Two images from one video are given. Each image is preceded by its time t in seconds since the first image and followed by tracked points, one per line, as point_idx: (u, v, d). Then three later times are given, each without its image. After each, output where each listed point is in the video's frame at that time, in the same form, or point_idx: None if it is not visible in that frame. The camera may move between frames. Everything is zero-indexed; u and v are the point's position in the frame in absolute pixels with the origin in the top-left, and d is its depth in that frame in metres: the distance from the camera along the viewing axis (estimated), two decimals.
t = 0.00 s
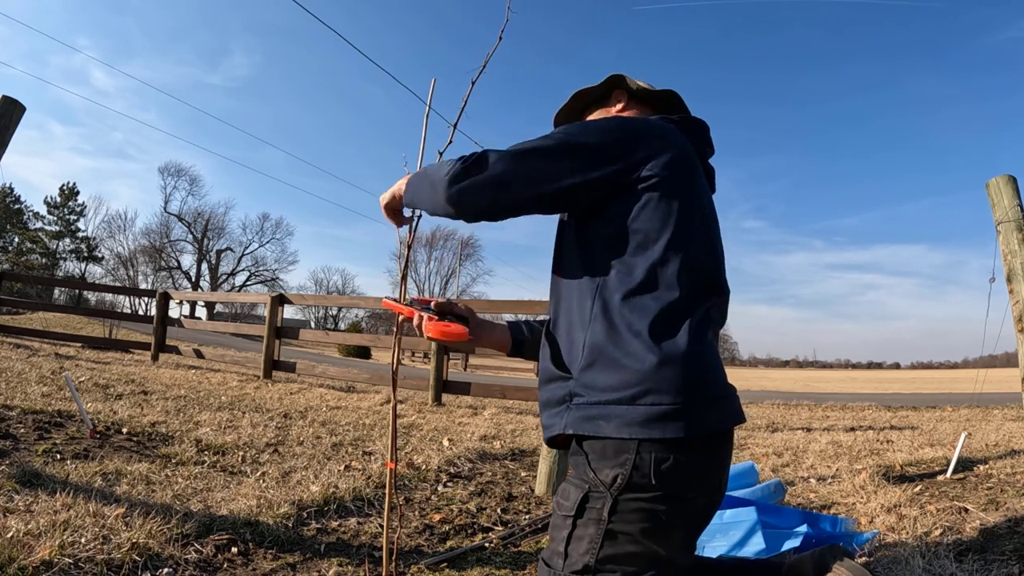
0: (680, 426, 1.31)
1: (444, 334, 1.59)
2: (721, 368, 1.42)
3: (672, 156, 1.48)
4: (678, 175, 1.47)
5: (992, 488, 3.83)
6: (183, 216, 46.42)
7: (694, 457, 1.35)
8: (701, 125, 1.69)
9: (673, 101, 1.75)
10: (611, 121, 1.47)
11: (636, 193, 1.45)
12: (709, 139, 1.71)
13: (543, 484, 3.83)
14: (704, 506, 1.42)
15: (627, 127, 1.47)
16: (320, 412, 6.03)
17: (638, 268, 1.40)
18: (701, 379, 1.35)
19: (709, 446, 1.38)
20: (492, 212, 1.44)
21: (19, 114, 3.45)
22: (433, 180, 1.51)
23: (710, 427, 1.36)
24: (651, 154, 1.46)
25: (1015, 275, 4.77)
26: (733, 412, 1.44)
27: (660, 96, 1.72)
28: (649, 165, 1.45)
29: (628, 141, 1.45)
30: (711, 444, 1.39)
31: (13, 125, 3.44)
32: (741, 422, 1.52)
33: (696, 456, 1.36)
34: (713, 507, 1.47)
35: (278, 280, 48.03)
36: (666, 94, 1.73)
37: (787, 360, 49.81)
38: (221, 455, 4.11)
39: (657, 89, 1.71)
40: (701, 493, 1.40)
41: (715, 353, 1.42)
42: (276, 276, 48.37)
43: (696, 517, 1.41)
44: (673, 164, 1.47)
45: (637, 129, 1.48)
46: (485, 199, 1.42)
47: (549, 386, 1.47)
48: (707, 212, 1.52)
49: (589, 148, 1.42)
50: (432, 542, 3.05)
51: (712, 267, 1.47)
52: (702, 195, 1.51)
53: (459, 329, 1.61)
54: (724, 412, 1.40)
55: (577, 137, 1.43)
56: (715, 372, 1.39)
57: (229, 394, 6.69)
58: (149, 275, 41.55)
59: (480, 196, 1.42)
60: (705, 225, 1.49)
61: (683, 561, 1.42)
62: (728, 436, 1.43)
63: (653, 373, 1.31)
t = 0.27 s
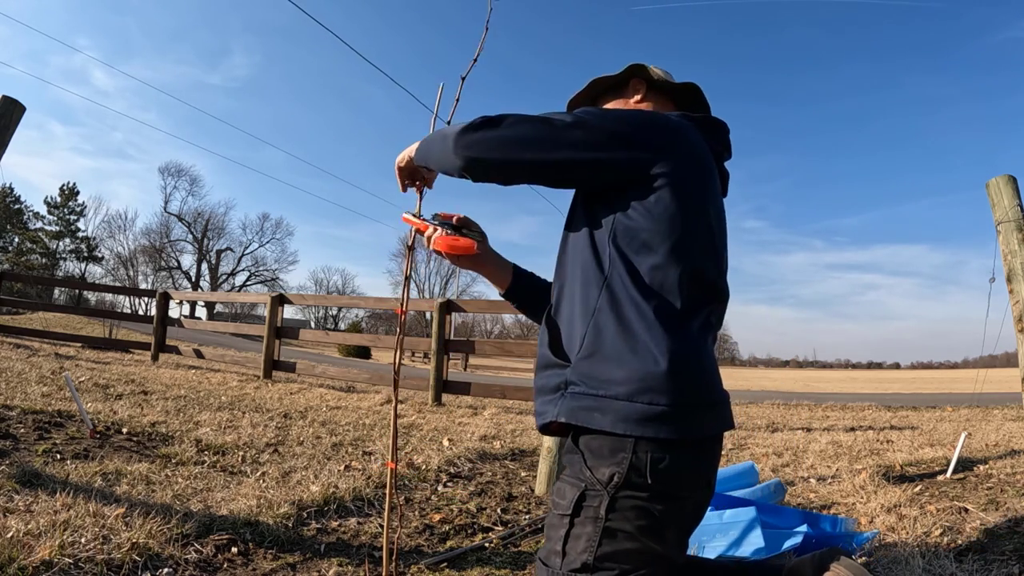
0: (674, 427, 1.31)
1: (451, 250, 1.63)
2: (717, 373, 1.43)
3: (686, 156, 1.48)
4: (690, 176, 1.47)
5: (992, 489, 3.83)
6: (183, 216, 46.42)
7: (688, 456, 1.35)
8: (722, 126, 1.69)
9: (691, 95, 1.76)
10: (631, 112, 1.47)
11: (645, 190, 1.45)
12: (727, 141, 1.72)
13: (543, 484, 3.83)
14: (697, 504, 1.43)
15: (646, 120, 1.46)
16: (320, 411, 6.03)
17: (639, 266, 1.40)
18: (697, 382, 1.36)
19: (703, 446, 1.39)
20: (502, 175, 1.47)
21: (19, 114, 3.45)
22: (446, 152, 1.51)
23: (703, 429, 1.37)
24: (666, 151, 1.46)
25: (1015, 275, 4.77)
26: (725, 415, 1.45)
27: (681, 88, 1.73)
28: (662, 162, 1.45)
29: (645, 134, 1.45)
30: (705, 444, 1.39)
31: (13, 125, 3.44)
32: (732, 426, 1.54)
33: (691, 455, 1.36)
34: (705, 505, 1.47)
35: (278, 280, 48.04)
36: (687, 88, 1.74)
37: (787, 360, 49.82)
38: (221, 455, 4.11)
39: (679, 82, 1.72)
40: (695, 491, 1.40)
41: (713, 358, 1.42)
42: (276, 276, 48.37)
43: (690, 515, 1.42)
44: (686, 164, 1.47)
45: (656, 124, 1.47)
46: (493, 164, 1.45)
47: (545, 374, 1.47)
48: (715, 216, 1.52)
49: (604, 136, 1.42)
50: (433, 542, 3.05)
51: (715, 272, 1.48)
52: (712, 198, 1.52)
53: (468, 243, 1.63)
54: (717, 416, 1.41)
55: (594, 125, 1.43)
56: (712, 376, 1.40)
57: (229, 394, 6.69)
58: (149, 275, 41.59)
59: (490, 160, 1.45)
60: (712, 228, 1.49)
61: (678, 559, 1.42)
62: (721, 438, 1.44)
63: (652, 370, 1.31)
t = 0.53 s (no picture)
0: (671, 427, 1.31)
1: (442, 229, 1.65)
2: (717, 374, 1.43)
3: (690, 157, 1.47)
4: (693, 177, 1.47)
5: (992, 489, 3.83)
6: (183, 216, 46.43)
7: (686, 457, 1.35)
8: (730, 127, 1.70)
9: (701, 94, 1.76)
10: (637, 112, 1.46)
11: (648, 190, 1.45)
12: (734, 142, 1.72)
13: (543, 484, 3.82)
14: (695, 504, 1.43)
15: (651, 120, 1.46)
16: (320, 411, 6.03)
17: (640, 266, 1.41)
18: (695, 383, 1.36)
19: (702, 447, 1.39)
20: (506, 174, 1.47)
21: (19, 114, 3.45)
22: (450, 149, 1.51)
23: (702, 430, 1.37)
24: (670, 151, 1.45)
25: (1015, 275, 4.77)
26: (723, 417, 1.45)
27: (693, 86, 1.73)
28: (665, 163, 1.45)
29: (650, 134, 1.44)
30: (703, 445, 1.40)
31: (13, 125, 3.44)
32: (730, 428, 1.54)
33: (689, 455, 1.36)
34: (703, 505, 1.47)
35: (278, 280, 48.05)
36: (698, 86, 1.74)
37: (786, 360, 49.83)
38: (221, 455, 4.11)
39: (691, 80, 1.72)
40: (693, 491, 1.40)
41: (712, 360, 1.43)
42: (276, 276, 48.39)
43: (688, 515, 1.42)
44: (689, 165, 1.47)
45: (661, 124, 1.47)
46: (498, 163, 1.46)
47: (544, 371, 1.47)
48: (718, 217, 1.52)
49: (609, 136, 1.42)
50: (433, 542, 3.05)
51: (715, 274, 1.48)
52: (715, 200, 1.51)
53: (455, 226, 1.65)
54: (715, 417, 1.42)
55: (598, 125, 1.42)
56: (710, 378, 1.40)
57: (229, 394, 6.69)
58: (149, 275, 41.59)
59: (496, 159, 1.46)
60: (713, 230, 1.49)
61: (676, 559, 1.42)
62: (719, 439, 1.44)
63: (651, 371, 1.31)
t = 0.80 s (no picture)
0: (673, 423, 1.31)
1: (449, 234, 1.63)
2: (718, 372, 1.42)
3: (689, 154, 1.47)
4: (693, 175, 1.47)
5: (992, 489, 3.83)
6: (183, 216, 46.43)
7: (687, 456, 1.35)
8: (732, 124, 1.70)
9: (707, 96, 1.75)
10: (633, 112, 1.46)
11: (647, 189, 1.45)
12: (736, 138, 1.72)
13: (543, 484, 3.82)
14: (696, 505, 1.43)
15: (648, 119, 1.46)
16: (320, 411, 6.03)
17: (640, 264, 1.41)
18: (697, 380, 1.35)
19: (703, 447, 1.39)
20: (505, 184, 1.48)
21: (19, 114, 3.45)
22: (445, 168, 1.52)
23: (704, 430, 1.37)
24: (668, 149, 1.45)
25: (1015, 275, 4.77)
26: (725, 417, 1.45)
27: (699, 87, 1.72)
28: (663, 161, 1.45)
29: (647, 133, 1.44)
30: (705, 445, 1.39)
31: (13, 125, 3.44)
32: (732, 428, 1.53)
33: (690, 455, 1.36)
34: (705, 506, 1.47)
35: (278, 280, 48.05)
36: (704, 87, 1.73)
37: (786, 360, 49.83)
38: (221, 455, 4.11)
39: (698, 81, 1.72)
40: (694, 492, 1.40)
41: (714, 357, 1.42)
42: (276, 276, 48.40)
43: (689, 515, 1.42)
44: (688, 162, 1.46)
45: (658, 122, 1.47)
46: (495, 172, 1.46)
47: (546, 370, 1.47)
48: (718, 214, 1.52)
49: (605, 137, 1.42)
50: (433, 542, 3.05)
51: (716, 272, 1.48)
52: (715, 196, 1.51)
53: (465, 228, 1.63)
54: (717, 416, 1.41)
55: (593, 130, 1.43)
56: (713, 375, 1.40)
57: (229, 394, 6.69)
58: (149, 276, 41.60)
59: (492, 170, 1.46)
60: (714, 226, 1.49)
61: (677, 559, 1.42)
62: (721, 439, 1.44)
63: (651, 368, 1.31)
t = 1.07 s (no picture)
0: (673, 426, 1.31)
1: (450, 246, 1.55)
2: (717, 372, 1.42)
3: (681, 156, 1.47)
4: (686, 176, 1.46)
5: (991, 488, 3.83)
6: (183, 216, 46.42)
7: (688, 457, 1.35)
8: (724, 120, 1.70)
9: (700, 96, 1.75)
10: (620, 118, 1.47)
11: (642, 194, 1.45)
12: (728, 134, 1.72)
13: (543, 484, 3.82)
14: (697, 505, 1.43)
15: (636, 124, 1.46)
16: (320, 412, 6.02)
17: (635, 269, 1.41)
18: (696, 381, 1.35)
19: (703, 448, 1.39)
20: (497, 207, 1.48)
21: (19, 114, 3.45)
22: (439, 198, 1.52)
23: (704, 432, 1.37)
24: (659, 152, 1.45)
25: (1015, 275, 4.77)
26: (725, 418, 1.45)
27: (690, 86, 1.73)
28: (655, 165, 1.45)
29: (637, 138, 1.44)
30: (705, 447, 1.39)
31: (13, 125, 3.44)
32: (732, 429, 1.53)
33: (690, 456, 1.36)
34: (706, 506, 1.47)
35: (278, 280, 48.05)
36: (696, 87, 1.73)
37: (786, 360, 49.85)
38: (221, 455, 4.11)
39: (691, 80, 1.72)
40: (695, 492, 1.40)
41: (713, 357, 1.42)
42: (276, 276, 48.40)
43: (690, 514, 1.42)
44: (682, 164, 1.46)
45: (648, 126, 1.47)
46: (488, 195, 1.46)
47: (547, 375, 1.47)
48: (713, 214, 1.52)
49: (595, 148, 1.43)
50: (433, 542, 3.05)
51: (714, 272, 1.48)
52: (709, 196, 1.51)
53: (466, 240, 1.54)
54: (717, 416, 1.41)
55: (582, 142, 1.43)
56: (712, 375, 1.40)
57: (228, 394, 6.69)
58: (149, 276, 41.59)
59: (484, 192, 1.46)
60: (710, 226, 1.49)
61: (677, 559, 1.42)
62: (721, 439, 1.44)
63: (649, 373, 1.31)
